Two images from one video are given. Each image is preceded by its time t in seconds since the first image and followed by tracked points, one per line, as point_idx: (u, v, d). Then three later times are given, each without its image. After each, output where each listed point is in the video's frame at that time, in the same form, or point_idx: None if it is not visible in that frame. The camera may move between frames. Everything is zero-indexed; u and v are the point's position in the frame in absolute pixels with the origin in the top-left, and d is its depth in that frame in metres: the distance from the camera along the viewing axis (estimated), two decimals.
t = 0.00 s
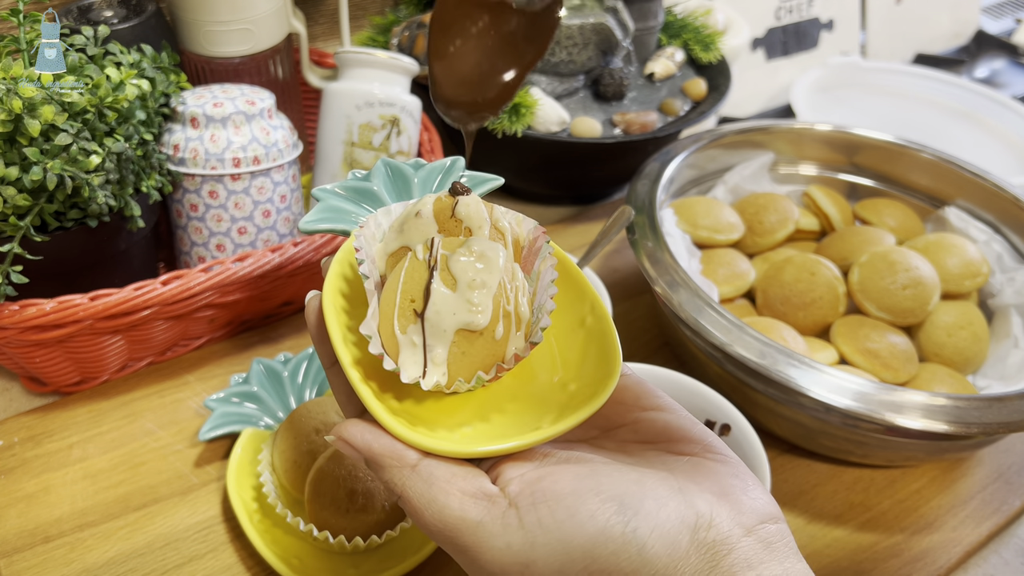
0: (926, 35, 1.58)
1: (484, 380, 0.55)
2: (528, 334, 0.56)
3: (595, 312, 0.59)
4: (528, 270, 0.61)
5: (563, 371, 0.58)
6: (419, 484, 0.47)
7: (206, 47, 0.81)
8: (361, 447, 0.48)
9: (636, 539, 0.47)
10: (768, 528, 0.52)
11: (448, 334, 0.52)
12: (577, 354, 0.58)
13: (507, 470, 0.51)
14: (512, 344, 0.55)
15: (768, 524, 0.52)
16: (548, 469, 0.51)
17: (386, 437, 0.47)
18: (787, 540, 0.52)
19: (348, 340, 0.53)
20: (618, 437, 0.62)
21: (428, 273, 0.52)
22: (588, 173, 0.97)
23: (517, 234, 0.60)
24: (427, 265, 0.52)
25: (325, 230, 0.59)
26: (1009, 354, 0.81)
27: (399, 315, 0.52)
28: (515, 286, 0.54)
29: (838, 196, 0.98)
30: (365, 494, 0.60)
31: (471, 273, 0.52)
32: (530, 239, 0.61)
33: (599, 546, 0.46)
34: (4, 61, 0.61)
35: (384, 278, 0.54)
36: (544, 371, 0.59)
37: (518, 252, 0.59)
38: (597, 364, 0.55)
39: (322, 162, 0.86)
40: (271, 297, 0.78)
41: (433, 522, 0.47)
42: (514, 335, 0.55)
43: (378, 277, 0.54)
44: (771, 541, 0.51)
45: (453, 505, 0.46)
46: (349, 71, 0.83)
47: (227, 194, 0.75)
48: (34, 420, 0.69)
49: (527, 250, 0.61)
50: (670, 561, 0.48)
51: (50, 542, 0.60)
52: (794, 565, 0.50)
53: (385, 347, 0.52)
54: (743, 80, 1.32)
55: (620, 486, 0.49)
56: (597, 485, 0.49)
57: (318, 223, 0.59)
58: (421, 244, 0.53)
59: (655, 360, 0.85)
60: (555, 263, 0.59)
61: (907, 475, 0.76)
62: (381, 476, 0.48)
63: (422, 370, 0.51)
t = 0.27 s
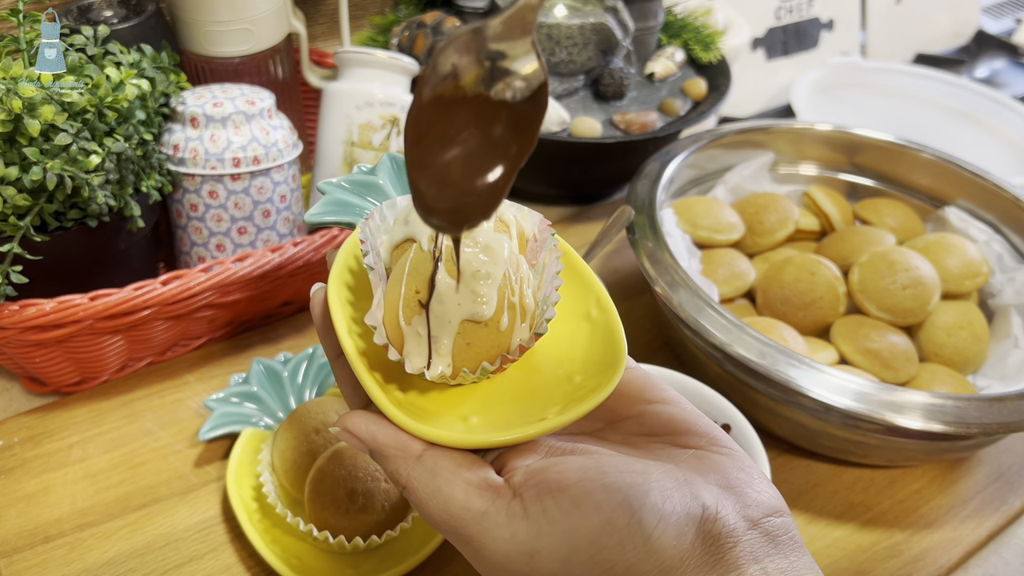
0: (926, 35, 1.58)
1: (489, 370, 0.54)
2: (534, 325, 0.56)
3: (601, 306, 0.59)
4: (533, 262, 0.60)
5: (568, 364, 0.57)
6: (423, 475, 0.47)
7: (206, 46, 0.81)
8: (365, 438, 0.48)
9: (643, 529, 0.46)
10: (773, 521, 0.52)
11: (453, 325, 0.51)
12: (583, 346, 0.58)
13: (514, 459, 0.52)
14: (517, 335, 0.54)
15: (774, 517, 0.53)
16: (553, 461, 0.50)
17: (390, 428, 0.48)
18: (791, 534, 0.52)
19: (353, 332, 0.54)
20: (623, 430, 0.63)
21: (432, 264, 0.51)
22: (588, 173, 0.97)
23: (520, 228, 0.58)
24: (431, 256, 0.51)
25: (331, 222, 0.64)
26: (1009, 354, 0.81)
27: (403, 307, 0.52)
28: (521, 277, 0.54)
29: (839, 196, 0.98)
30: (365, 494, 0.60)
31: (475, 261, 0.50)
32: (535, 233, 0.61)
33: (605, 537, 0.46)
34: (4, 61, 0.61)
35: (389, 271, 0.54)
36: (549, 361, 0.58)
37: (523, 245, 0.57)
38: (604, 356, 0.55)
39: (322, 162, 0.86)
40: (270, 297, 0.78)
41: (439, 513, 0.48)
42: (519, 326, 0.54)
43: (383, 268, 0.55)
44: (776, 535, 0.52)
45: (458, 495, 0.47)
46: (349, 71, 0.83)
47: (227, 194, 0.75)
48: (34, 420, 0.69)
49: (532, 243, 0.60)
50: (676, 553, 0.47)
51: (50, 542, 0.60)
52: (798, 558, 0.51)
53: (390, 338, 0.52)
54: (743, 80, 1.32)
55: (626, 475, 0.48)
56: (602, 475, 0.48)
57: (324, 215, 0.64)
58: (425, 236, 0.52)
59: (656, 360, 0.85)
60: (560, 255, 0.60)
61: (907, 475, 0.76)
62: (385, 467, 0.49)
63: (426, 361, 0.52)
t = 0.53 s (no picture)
0: (926, 35, 1.58)
1: (473, 356, 0.54)
2: (518, 310, 0.56)
3: (587, 292, 0.60)
4: (519, 247, 0.61)
5: (554, 350, 0.58)
6: (406, 462, 0.47)
7: (206, 46, 0.81)
8: (346, 424, 0.48)
9: (629, 517, 0.46)
10: (763, 508, 0.52)
11: (436, 309, 0.52)
12: (569, 332, 0.59)
13: (496, 448, 0.52)
14: (502, 320, 0.54)
15: (763, 504, 0.53)
16: (538, 448, 0.52)
17: (372, 414, 0.48)
18: (782, 521, 0.52)
19: (335, 317, 0.54)
20: (612, 416, 0.62)
21: (415, 248, 0.51)
22: (588, 173, 0.97)
23: (506, 212, 0.60)
24: (414, 240, 0.51)
25: (312, 206, 0.62)
26: (1009, 354, 0.81)
27: (386, 291, 0.52)
28: (504, 262, 0.54)
29: (839, 197, 0.98)
30: (365, 494, 0.60)
31: (458, 245, 0.50)
32: (521, 218, 0.61)
33: (590, 525, 0.45)
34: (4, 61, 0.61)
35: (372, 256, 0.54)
36: (533, 347, 0.59)
37: (507, 229, 0.59)
38: (591, 343, 0.56)
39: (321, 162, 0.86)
40: (270, 297, 0.78)
41: (421, 501, 0.47)
42: (503, 311, 0.54)
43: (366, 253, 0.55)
44: (765, 521, 0.52)
45: (440, 482, 0.46)
46: (349, 71, 0.83)
47: (227, 194, 0.75)
48: (34, 420, 0.69)
49: (518, 228, 0.61)
50: (663, 540, 0.47)
51: (50, 542, 0.60)
52: (788, 545, 0.51)
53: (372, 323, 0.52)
54: (743, 80, 1.32)
55: (613, 463, 0.49)
56: (588, 464, 0.48)
57: (305, 200, 0.62)
58: (408, 220, 0.52)
59: (655, 360, 0.85)
60: (546, 239, 0.60)
61: (907, 475, 0.76)
62: (367, 456, 0.48)
63: (407, 345, 0.52)
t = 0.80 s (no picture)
0: (926, 35, 1.58)
1: (493, 339, 0.55)
2: (537, 295, 0.57)
3: (604, 279, 0.61)
4: (538, 234, 0.62)
5: (572, 336, 0.60)
6: (426, 442, 0.47)
7: (206, 46, 0.81)
8: (367, 405, 0.49)
9: (647, 498, 0.47)
10: (779, 492, 0.53)
11: (456, 292, 0.52)
12: (586, 319, 0.60)
13: (514, 430, 0.52)
14: (521, 305, 0.55)
15: (779, 488, 0.54)
16: (556, 431, 0.52)
17: (393, 395, 0.49)
18: (797, 506, 0.53)
19: (356, 301, 0.55)
20: (627, 400, 0.62)
21: (436, 232, 0.52)
22: (588, 173, 0.97)
23: (526, 199, 0.60)
24: (435, 224, 0.52)
25: (331, 192, 0.62)
26: (1009, 354, 0.81)
27: (407, 274, 0.53)
28: (524, 247, 0.55)
29: (840, 197, 0.98)
30: (365, 494, 0.60)
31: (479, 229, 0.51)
32: (539, 206, 0.62)
33: (609, 505, 0.46)
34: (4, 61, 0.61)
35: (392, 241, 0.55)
36: (552, 333, 0.61)
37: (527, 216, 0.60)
38: (608, 330, 0.57)
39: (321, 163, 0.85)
40: (270, 297, 0.78)
41: (440, 480, 0.46)
42: (523, 296, 0.55)
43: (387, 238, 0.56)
44: (781, 506, 0.52)
45: (460, 462, 0.46)
46: (349, 71, 0.83)
47: (227, 194, 0.75)
48: (34, 420, 0.69)
49: (537, 215, 0.62)
50: (680, 521, 0.48)
51: (50, 542, 0.60)
52: (804, 530, 0.52)
53: (393, 305, 0.54)
54: (743, 80, 1.32)
55: (631, 446, 0.50)
56: (607, 447, 0.49)
57: (324, 185, 0.62)
58: (428, 204, 0.53)
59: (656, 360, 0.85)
60: (564, 227, 0.61)
61: (908, 475, 0.76)
62: (388, 436, 0.49)
63: (427, 328, 0.53)
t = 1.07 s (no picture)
0: (926, 35, 1.58)
1: (502, 331, 0.55)
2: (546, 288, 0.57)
3: (612, 272, 0.61)
4: (545, 228, 0.62)
5: (581, 328, 0.60)
6: (435, 433, 0.47)
7: (206, 46, 0.81)
8: (376, 395, 0.49)
9: (657, 489, 0.47)
10: (787, 485, 0.53)
11: (466, 284, 0.52)
12: (595, 311, 0.60)
13: (524, 421, 0.53)
14: (530, 297, 0.56)
15: (788, 481, 0.53)
16: (565, 423, 0.52)
17: (402, 387, 0.49)
18: (805, 498, 0.53)
19: (365, 293, 0.55)
20: (635, 394, 0.62)
21: (446, 224, 0.52)
22: (589, 173, 0.97)
23: (535, 193, 0.61)
24: (445, 216, 0.52)
25: (339, 184, 0.62)
26: (1009, 354, 0.81)
27: (416, 265, 0.53)
28: (533, 240, 0.55)
29: (840, 197, 0.97)
30: (365, 494, 0.60)
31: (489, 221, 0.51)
32: (547, 199, 0.62)
33: (618, 496, 0.46)
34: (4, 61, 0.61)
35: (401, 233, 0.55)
36: (560, 325, 0.61)
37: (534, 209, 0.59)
38: (616, 323, 0.57)
39: (320, 162, 0.86)
40: (270, 297, 0.78)
41: (449, 470, 0.46)
42: (531, 288, 0.55)
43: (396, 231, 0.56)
44: (790, 498, 0.52)
45: (470, 452, 0.46)
46: (349, 71, 0.83)
47: (227, 194, 0.75)
48: (34, 420, 0.69)
49: (544, 208, 0.62)
50: (690, 512, 0.48)
51: (50, 542, 0.60)
52: (811, 522, 0.52)
53: (402, 297, 0.54)
54: (743, 80, 1.32)
55: (640, 437, 0.50)
56: (616, 438, 0.49)
57: (332, 177, 0.62)
58: (438, 196, 0.53)
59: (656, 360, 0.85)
60: (573, 219, 0.61)
61: (908, 475, 0.76)
62: (397, 427, 0.49)
63: (436, 319, 0.53)
